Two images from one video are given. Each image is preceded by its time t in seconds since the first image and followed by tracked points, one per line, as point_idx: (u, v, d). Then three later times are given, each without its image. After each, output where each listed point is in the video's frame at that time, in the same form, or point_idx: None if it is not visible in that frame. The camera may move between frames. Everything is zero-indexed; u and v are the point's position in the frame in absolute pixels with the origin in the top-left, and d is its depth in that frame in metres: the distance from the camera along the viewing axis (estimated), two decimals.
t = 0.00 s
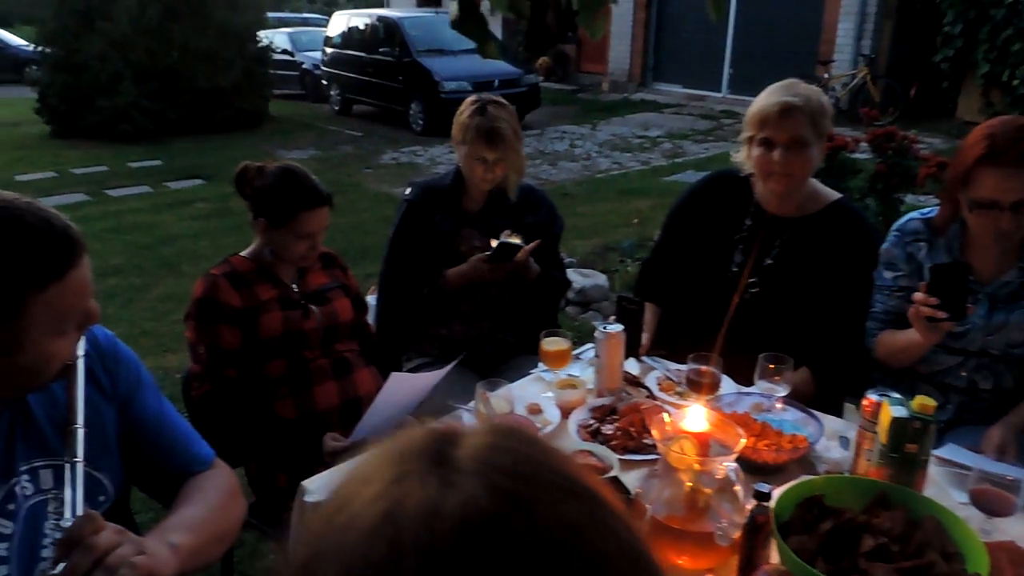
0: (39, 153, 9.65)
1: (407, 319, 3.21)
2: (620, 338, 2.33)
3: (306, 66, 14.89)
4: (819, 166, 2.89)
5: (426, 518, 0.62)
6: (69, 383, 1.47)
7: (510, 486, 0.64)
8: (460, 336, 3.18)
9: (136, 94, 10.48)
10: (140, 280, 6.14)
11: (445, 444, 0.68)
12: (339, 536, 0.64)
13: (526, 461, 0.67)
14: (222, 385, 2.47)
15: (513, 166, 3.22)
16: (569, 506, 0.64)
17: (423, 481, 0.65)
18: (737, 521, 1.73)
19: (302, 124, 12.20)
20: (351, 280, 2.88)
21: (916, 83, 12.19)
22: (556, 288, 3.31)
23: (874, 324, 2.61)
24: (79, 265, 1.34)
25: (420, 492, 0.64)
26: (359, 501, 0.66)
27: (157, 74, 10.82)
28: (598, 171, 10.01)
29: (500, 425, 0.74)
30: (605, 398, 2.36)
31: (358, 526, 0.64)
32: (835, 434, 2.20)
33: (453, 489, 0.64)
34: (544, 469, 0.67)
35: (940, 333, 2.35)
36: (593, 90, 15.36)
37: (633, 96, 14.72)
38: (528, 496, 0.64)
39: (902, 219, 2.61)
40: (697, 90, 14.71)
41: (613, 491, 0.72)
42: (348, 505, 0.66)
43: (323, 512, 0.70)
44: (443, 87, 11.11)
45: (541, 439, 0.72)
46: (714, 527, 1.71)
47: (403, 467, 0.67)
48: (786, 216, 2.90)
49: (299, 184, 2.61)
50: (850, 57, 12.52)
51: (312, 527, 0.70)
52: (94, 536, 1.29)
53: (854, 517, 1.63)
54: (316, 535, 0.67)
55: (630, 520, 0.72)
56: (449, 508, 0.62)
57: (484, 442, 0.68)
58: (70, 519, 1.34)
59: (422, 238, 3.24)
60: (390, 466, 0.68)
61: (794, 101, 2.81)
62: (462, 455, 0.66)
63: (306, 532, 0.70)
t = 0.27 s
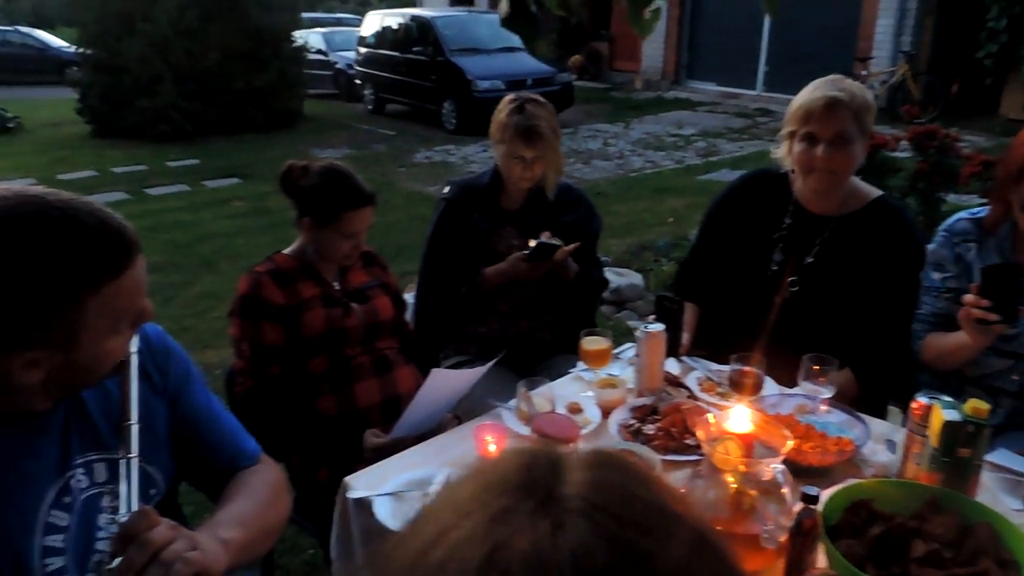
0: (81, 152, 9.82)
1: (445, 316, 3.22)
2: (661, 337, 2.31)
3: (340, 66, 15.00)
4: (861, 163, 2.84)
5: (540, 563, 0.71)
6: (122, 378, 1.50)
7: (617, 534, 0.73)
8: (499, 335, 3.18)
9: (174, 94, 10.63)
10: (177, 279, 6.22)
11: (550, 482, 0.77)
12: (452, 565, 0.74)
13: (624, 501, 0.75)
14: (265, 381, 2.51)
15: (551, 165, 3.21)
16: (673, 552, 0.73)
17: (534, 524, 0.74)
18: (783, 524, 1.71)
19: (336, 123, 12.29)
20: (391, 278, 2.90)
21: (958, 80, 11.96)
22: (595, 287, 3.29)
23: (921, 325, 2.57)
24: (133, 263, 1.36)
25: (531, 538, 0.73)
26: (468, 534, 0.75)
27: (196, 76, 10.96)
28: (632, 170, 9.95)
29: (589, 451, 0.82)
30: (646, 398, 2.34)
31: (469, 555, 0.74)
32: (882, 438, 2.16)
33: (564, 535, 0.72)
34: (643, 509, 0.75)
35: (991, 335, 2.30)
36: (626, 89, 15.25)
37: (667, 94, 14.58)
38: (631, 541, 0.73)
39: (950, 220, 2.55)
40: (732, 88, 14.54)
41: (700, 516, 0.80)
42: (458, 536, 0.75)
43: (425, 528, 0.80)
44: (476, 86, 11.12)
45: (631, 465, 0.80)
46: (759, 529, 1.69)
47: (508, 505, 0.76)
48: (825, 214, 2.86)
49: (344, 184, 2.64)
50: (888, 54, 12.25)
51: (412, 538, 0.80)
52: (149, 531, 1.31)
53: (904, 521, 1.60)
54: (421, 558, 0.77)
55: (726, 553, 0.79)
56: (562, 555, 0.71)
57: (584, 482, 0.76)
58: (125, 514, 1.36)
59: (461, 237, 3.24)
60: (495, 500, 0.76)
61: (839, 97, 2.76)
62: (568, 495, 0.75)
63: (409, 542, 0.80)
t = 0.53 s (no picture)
0: (141, 148, 10.08)
1: (499, 309, 3.23)
2: (719, 333, 2.28)
3: (391, 62, 15.12)
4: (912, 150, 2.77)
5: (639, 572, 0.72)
6: (194, 367, 1.54)
7: (716, 543, 0.73)
8: (553, 328, 3.18)
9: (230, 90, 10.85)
10: (233, 271, 6.36)
11: (645, 490, 0.77)
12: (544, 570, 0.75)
13: (722, 508, 0.75)
14: (323, 370, 2.53)
15: (607, 158, 3.20)
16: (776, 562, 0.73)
17: (632, 533, 0.74)
18: (847, 524, 1.68)
19: (387, 118, 12.41)
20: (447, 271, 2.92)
21: None
22: (651, 282, 3.26)
23: (991, 326, 2.51)
24: (207, 255, 1.40)
25: (629, 547, 0.73)
26: (560, 542, 0.75)
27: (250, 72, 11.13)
28: (684, 165, 9.85)
29: (679, 457, 0.83)
30: (703, 394, 2.32)
31: (563, 566, 0.74)
32: (949, 440, 2.10)
33: (664, 546, 0.73)
34: (741, 516, 0.76)
35: None
36: (678, 83, 15.08)
37: (720, 89, 14.37)
38: (733, 550, 0.73)
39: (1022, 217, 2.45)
40: (787, 82, 14.29)
41: (795, 524, 0.80)
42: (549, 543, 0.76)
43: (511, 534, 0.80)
44: (527, 81, 11.11)
45: (723, 470, 0.81)
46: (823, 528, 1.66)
47: (602, 514, 0.76)
48: (876, 205, 2.80)
49: (401, 176, 2.64)
50: (952, 48, 11.92)
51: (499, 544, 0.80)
52: (221, 518, 1.36)
53: (973, 526, 1.56)
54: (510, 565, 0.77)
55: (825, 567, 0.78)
56: (663, 565, 0.71)
57: (679, 488, 0.77)
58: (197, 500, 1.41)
59: (516, 231, 3.25)
60: (588, 507, 0.77)
61: (887, 84, 2.69)
62: (664, 503, 0.76)
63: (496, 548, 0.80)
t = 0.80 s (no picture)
0: (179, 144, 10.24)
1: (533, 308, 3.23)
2: (756, 334, 2.26)
3: (425, 61, 15.19)
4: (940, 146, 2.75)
5: None
6: (239, 362, 1.57)
7: (798, 549, 0.72)
8: (587, 327, 3.18)
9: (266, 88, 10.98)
10: (268, 267, 6.43)
11: (721, 497, 0.76)
12: None
13: (800, 514, 0.74)
14: (360, 366, 2.56)
15: (643, 157, 3.18)
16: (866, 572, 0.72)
17: (711, 542, 0.73)
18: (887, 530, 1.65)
19: (420, 117, 12.46)
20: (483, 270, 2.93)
21: None
22: (685, 282, 3.24)
23: None
24: (252, 254, 1.42)
25: (708, 554, 0.72)
26: (636, 549, 0.75)
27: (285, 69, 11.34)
28: (718, 165, 9.77)
29: (751, 468, 0.82)
30: (738, 396, 2.30)
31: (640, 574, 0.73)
32: (990, 446, 2.07)
33: (745, 554, 0.72)
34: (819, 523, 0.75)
35: None
36: (713, 82, 14.96)
37: (756, 88, 14.22)
38: (814, 558, 0.72)
39: None
40: (825, 82, 14.10)
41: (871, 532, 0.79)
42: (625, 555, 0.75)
43: (582, 549, 0.80)
44: (561, 79, 11.09)
45: (795, 479, 0.80)
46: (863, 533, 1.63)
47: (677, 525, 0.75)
48: (908, 202, 2.77)
49: (436, 173, 2.65)
50: (997, 46, 11.68)
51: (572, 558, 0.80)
52: (262, 514, 1.38)
53: (1018, 534, 1.53)
54: None
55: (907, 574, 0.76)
56: None
57: (755, 496, 0.76)
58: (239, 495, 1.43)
59: (552, 230, 3.26)
60: (662, 516, 0.77)
61: (911, 78, 2.67)
62: (741, 510, 0.75)
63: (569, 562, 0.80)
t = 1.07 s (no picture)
0: (205, 139, 10.33)
1: (557, 304, 3.24)
2: (781, 332, 2.25)
3: (450, 56, 15.18)
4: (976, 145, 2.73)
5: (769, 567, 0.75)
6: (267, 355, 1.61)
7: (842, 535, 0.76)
8: (610, 323, 3.18)
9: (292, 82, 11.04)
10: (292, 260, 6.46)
11: (766, 485, 0.80)
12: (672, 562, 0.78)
13: (838, 501, 0.79)
14: (383, 358, 2.58)
15: (669, 152, 3.16)
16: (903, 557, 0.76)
17: (758, 527, 0.77)
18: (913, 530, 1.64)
19: (444, 112, 12.47)
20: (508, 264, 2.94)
21: None
22: (710, 279, 3.23)
23: None
24: (279, 249, 1.43)
25: (755, 540, 0.76)
26: (684, 533, 0.79)
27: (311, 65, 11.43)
28: (744, 162, 9.69)
29: (790, 455, 0.86)
30: (762, 393, 2.29)
31: (689, 559, 0.77)
32: (1020, 447, 2.04)
33: (791, 538, 0.76)
34: (858, 511, 0.78)
35: None
36: (739, 78, 14.82)
37: (783, 84, 14.07)
38: (857, 544, 0.76)
39: None
40: (853, 79, 13.93)
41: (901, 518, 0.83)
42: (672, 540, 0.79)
43: (628, 528, 0.84)
44: (585, 75, 11.05)
45: (831, 467, 0.84)
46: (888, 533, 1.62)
47: (722, 512, 0.80)
48: (940, 199, 2.74)
49: (458, 166, 2.66)
50: None
51: (619, 541, 0.84)
52: (288, 508, 1.39)
53: None
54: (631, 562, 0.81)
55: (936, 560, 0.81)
56: (792, 560, 0.75)
57: (794, 486, 0.80)
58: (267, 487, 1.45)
59: (576, 225, 3.26)
60: (704, 503, 0.81)
61: (962, 73, 2.64)
62: (786, 498, 0.79)
63: (616, 545, 0.84)
